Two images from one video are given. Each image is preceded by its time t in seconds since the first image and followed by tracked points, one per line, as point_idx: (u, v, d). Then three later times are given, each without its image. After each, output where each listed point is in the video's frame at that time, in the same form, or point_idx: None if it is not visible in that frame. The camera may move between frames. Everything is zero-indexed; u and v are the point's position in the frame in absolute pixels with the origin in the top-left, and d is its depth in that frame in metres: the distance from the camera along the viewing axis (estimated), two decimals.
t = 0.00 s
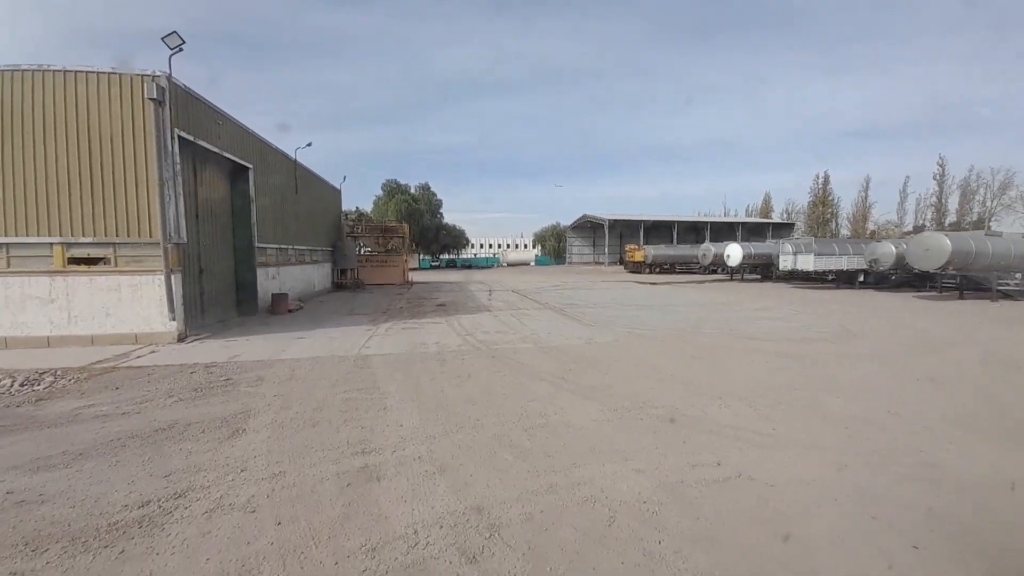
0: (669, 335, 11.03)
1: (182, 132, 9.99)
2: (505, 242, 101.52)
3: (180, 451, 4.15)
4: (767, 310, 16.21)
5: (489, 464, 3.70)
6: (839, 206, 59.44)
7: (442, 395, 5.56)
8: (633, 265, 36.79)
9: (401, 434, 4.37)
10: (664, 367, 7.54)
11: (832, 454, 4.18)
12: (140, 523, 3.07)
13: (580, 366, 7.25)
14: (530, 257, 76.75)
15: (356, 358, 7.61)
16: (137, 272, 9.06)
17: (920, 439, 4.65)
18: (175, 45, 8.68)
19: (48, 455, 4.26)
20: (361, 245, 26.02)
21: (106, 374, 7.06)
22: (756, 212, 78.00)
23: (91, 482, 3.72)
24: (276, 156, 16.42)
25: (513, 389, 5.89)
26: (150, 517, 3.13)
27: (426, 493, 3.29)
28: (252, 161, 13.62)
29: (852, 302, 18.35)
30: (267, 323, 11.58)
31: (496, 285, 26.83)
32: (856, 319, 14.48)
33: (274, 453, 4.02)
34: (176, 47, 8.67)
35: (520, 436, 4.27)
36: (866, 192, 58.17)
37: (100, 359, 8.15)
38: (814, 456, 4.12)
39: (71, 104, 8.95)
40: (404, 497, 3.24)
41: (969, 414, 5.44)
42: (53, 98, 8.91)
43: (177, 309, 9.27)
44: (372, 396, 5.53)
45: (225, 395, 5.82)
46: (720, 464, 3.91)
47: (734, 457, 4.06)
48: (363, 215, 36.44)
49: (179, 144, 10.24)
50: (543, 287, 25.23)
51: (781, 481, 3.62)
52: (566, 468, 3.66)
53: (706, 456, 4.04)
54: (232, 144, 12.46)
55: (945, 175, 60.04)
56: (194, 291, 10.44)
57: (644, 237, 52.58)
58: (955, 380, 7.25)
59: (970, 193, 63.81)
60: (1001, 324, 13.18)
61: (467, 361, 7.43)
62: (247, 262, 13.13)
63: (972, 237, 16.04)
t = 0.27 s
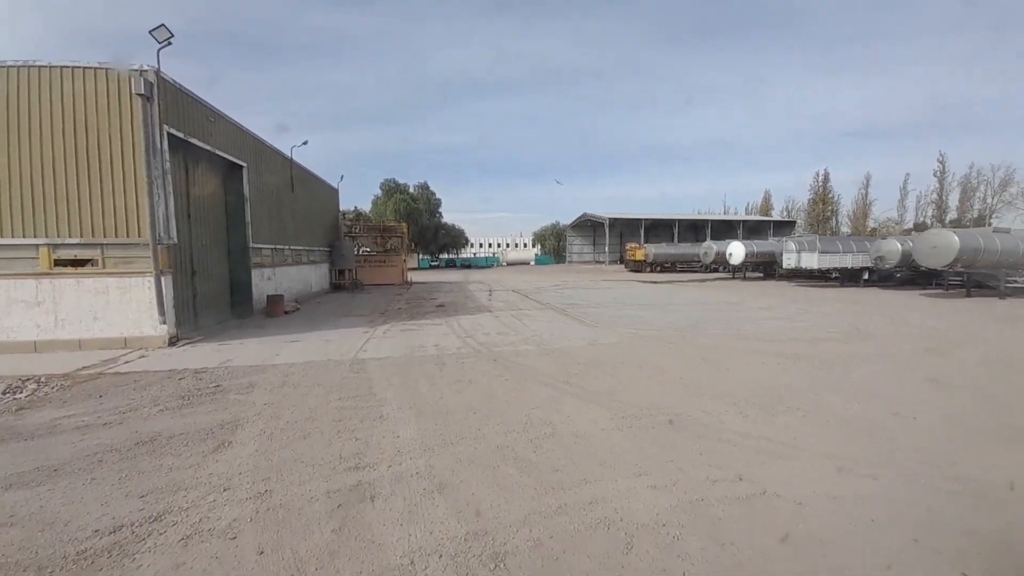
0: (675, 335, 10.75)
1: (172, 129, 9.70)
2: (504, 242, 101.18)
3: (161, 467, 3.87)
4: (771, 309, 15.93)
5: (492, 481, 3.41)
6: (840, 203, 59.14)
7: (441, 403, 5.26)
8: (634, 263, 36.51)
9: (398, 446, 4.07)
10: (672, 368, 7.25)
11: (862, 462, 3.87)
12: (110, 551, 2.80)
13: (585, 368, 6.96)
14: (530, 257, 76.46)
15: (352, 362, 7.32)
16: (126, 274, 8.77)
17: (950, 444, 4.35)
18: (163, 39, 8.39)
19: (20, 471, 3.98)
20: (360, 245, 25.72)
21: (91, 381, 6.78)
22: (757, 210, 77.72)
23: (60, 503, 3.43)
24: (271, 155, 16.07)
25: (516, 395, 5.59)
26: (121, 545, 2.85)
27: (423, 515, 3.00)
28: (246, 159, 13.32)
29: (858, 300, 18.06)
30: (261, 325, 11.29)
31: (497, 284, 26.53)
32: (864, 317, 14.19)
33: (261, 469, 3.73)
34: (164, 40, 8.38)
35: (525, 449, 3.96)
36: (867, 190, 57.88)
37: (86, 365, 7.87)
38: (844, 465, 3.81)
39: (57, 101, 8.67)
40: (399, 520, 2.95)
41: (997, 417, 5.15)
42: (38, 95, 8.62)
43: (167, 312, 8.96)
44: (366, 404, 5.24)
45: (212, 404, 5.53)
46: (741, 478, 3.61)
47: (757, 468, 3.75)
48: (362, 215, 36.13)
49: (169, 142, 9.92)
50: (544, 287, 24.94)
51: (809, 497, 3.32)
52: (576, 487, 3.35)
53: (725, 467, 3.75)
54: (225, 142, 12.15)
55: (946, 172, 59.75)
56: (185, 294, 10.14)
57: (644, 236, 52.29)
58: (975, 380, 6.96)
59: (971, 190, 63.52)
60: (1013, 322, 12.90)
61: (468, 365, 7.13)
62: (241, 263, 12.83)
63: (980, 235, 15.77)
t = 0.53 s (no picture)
0: (682, 336, 10.47)
1: (167, 122, 9.44)
2: (506, 241, 100.97)
3: (141, 481, 3.61)
4: (778, 310, 15.64)
5: (497, 498, 3.14)
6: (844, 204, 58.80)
7: (442, 409, 4.98)
8: (637, 264, 36.23)
9: (396, 457, 3.80)
10: (682, 370, 6.97)
11: (895, 473, 3.59)
12: None
13: (592, 370, 6.69)
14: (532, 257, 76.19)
15: (349, 364, 7.05)
16: (118, 271, 8.51)
17: (986, 451, 4.07)
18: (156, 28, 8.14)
19: None
20: (360, 244, 25.46)
21: (79, 383, 6.53)
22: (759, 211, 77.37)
23: (31, 518, 3.19)
24: (271, 151, 15.81)
25: (520, 399, 5.32)
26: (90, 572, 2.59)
27: (422, 539, 2.73)
28: (244, 155, 13.05)
29: (865, 301, 17.77)
30: (258, 324, 11.03)
31: (498, 284, 26.26)
32: (873, 318, 13.91)
33: (248, 482, 3.47)
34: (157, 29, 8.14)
35: (532, 461, 3.69)
36: (870, 190, 57.49)
37: (76, 365, 7.62)
38: (874, 477, 3.54)
39: (47, 93, 8.41)
40: (396, 544, 2.68)
41: None
42: (27, 87, 8.37)
43: (160, 311, 8.70)
44: (363, 409, 4.97)
45: (201, 409, 5.27)
46: (767, 493, 3.33)
47: (781, 482, 3.48)
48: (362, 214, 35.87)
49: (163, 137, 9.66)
50: (546, 287, 24.67)
51: (844, 515, 3.04)
52: (588, 505, 3.08)
53: (749, 481, 3.46)
54: (222, 137, 11.89)
55: (950, 173, 59.36)
56: (179, 292, 9.87)
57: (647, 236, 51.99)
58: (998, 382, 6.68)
59: (975, 191, 63.14)
60: None
61: (470, 367, 6.86)
62: (238, 261, 12.57)
63: (991, 235, 15.47)
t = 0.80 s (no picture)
0: (689, 341, 10.20)
1: (164, 116, 9.20)
2: (508, 243, 100.83)
3: (118, 497, 3.35)
4: (785, 316, 15.36)
5: (503, 524, 2.87)
6: (848, 209, 58.48)
7: (443, 418, 4.70)
8: (640, 267, 35.95)
9: (392, 473, 3.53)
10: (693, 377, 6.70)
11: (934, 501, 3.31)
12: None
13: (599, 377, 6.42)
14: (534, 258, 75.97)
15: (347, 368, 6.79)
16: (111, 269, 8.26)
17: None
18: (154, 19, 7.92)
19: None
20: (361, 244, 25.22)
21: (65, 385, 6.27)
22: (763, 215, 77.07)
23: None
24: (272, 149, 15.56)
25: (526, 408, 5.04)
26: None
27: (421, 570, 2.46)
28: (244, 152, 12.81)
29: (873, 308, 17.49)
30: (255, 325, 10.78)
31: (500, 286, 25.98)
32: (884, 325, 13.62)
33: (231, 499, 3.22)
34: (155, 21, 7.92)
35: (540, 479, 3.42)
36: (875, 196, 57.20)
37: (64, 366, 7.36)
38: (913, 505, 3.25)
39: (41, 85, 8.18)
40: None
41: None
42: (21, 78, 8.14)
43: (153, 310, 8.44)
44: (359, 418, 4.70)
45: (189, 415, 5.01)
46: (798, 521, 3.04)
47: (811, 507, 3.21)
48: (364, 214, 35.66)
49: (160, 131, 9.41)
50: (549, 290, 24.41)
51: (887, 550, 2.75)
52: (603, 533, 2.80)
53: (777, 507, 3.18)
54: (222, 133, 11.64)
55: (955, 180, 59.04)
56: (174, 291, 9.61)
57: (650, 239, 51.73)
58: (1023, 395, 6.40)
59: (980, 198, 62.79)
60: None
61: (472, 373, 6.59)
62: (236, 260, 12.31)
63: (1004, 242, 15.18)
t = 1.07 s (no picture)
0: (696, 344, 9.93)
1: (154, 113, 8.93)
2: (507, 243, 100.62)
3: (89, 522, 3.09)
4: (791, 317, 15.10)
5: (508, 554, 2.59)
6: (849, 209, 58.25)
7: (443, 430, 4.42)
8: (641, 267, 35.70)
9: (387, 493, 3.25)
10: (704, 382, 6.43)
11: (979, 523, 3.03)
12: None
13: (606, 382, 6.14)
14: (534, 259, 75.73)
15: (343, 375, 6.51)
16: (98, 272, 7.99)
17: None
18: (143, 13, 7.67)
19: None
20: (360, 245, 24.96)
21: (47, 394, 5.99)
22: (763, 215, 76.84)
23: None
24: (269, 149, 15.28)
25: (530, 418, 4.76)
26: None
27: None
28: (239, 152, 12.54)
29: (880, 308, 17.23)
30: (250, 329, 10.51)
31: (500, 287, 25.71)
32: (892, 325, 13.36)
33: (212, 524, 2.95)
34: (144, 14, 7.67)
35: (547, 500, 3.15)
36: (876, 195, 56.98)
37: (49, 372, 7.09)
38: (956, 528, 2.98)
39: (26, 81, 7.92)
40: None
41: None
42: (6, 75, 7.88)
43: (143, 314, 8.16)
44: (353, 429, 4.42)
45: (174, 428, 4.75)
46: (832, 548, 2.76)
47: (846, 531, 2.93)
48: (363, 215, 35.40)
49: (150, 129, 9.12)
50: (549, 291, 24.14)
51: None
52: (619, 564, 2.53)
53: (808, 532, 2.90)
54: (215, 132, 11.37)
55: (956, 179, 58.82)
56: (166, 294, 9.33)
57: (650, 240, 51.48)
58: None
59: (981, 197, 62.55)
60: None
61: (473, 379, 6.30)
62: (230, 262, 12.03)
63: (1013, 241, 14.92)
